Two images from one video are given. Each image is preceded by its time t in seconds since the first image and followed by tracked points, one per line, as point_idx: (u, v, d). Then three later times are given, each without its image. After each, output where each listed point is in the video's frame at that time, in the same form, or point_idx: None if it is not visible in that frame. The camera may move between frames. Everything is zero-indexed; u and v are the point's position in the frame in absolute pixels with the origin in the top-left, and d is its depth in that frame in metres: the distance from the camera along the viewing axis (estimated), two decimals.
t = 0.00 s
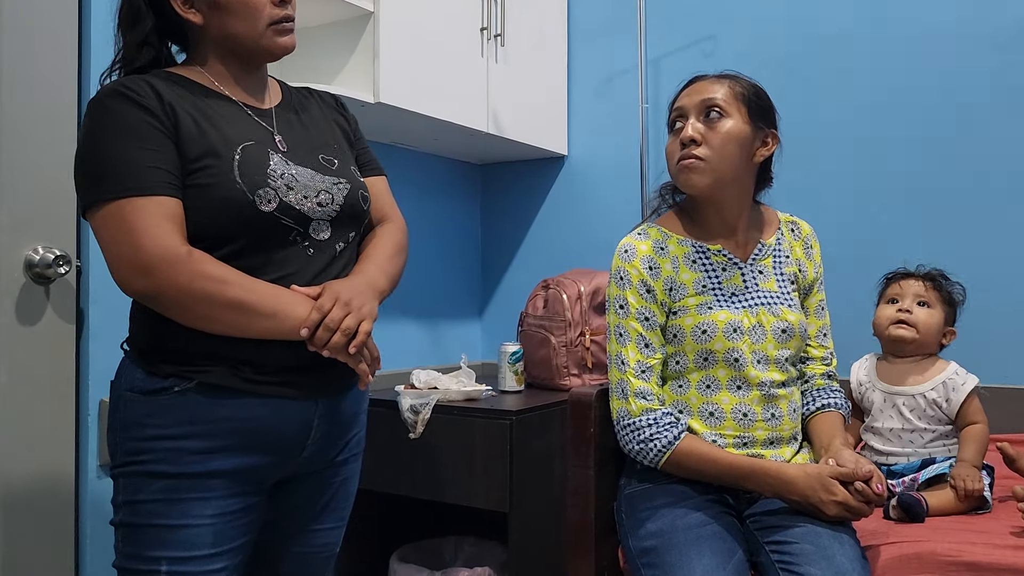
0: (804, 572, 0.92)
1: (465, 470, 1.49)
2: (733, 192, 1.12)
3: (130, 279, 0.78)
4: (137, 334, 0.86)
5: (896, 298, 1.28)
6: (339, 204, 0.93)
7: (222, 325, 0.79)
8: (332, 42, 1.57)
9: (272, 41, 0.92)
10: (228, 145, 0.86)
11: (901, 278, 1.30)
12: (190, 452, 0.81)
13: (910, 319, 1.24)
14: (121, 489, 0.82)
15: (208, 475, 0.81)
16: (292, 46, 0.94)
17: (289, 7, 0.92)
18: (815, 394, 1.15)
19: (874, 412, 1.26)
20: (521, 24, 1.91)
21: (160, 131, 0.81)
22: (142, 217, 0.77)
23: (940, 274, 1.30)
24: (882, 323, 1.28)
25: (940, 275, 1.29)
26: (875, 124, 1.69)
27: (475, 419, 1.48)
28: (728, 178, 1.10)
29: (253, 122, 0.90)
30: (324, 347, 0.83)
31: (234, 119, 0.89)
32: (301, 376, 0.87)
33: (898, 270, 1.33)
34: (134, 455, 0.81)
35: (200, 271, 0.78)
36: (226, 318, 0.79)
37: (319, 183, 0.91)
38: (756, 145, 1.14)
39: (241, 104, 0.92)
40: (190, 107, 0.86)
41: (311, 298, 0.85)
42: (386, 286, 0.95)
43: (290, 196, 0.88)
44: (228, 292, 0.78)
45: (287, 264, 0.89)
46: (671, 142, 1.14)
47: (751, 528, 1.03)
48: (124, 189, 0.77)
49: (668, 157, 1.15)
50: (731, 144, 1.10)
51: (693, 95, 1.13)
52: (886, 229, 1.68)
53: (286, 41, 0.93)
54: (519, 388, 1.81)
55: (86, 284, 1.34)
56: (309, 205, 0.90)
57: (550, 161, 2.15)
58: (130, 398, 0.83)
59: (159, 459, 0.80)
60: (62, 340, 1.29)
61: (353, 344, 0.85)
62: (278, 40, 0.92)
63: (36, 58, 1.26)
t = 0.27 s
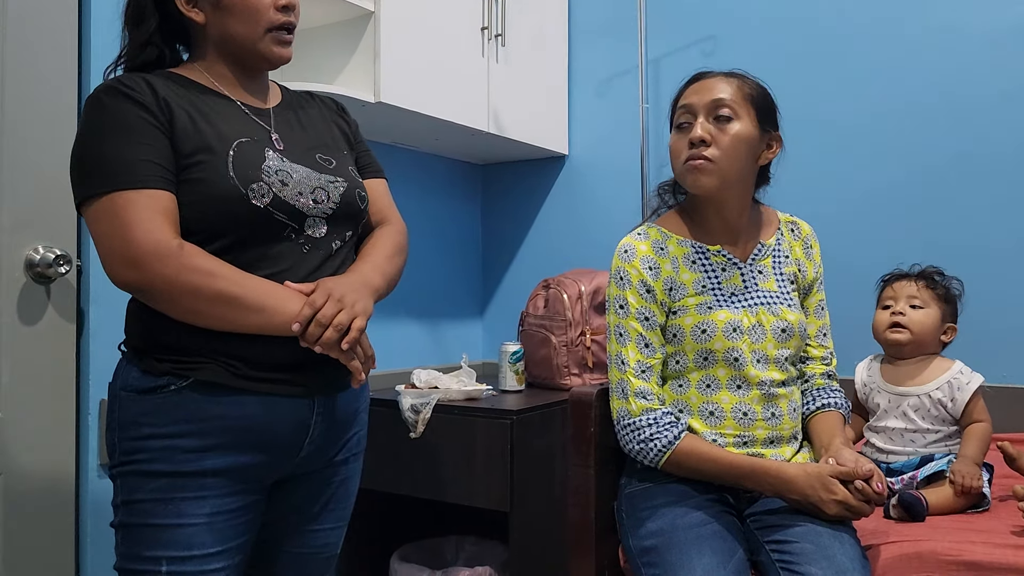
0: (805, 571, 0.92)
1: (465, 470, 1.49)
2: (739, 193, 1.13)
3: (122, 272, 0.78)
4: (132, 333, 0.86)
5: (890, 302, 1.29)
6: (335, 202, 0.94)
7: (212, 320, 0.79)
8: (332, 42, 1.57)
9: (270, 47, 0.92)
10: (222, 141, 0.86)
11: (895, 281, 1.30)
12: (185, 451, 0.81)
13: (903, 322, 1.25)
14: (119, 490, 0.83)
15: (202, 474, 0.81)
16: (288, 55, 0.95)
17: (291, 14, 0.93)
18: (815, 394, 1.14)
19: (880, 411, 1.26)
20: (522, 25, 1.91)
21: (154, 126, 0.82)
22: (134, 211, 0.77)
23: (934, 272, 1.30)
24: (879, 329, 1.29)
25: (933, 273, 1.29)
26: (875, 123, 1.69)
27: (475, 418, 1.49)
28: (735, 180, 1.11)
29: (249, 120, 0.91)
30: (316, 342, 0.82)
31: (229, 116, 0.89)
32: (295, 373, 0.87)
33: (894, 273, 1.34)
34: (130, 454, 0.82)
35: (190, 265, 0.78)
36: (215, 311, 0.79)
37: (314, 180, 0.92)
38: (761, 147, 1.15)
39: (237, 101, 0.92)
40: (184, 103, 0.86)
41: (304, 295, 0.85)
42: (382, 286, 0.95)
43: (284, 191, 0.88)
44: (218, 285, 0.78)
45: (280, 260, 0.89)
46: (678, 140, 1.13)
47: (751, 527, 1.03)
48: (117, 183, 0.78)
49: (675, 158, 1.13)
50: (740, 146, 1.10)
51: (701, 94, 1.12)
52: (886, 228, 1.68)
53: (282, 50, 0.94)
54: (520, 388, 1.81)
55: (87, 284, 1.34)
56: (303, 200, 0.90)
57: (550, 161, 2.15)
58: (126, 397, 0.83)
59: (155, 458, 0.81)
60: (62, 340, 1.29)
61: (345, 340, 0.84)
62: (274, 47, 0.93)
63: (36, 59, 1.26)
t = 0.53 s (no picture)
0: (805, 570, 0.92)
1: (465, 469, 1.49)
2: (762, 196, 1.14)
3: (131, 271, 0.79)
4: (136, 335, 0.87)
5: (892, 305, 1.28)
6: (338, 203, 0.95)
7: (221, 319, 0.81)
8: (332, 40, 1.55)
9: (271, 50, 0.92)
10: (228, 141, 0.88)
11: (898, 283, 1.29)
12: (191, 452, 0.83)
13: (904, 327, 1.25)
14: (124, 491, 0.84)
15: (210, 474, 0.83)
16: (290, 60, 0.95)
17: (295, 21, 0.93)
18: (815, 394, 1.14)
19: (882, 411, 1.27)
20: (522, 23, 1.90)
21: (161, 125, 0.83)
22: (144, 210, 0.79)
23: (937, 271, 1.28)
24: (880, 331, 1.29)
25: (936, 273, 1.27)
26: (874, 123, 1.69)
27: (475, 418, 1.48)
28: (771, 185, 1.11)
29: (252, 120, 0.92)
30: (326, 343, 0.85)
31: (233, 117, 0.91)
32: (301, 372, 0.89)
33: (902, 271, 1.32)
34: (135, 456, 0.83)
35: (201, 264, 0.80)
36: (227, 312, 0.81)
37: (319, 182, 0.93)
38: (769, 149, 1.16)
39: (240, 101, 0.93)
40: (190, 103, 0.87)
41: (312, 295, 0.87)
42: (384, 287, 0.97)
43: (292, 192, 0.90)
44: (229, 285, 0.81)
45: (286, 260, 0.91)
46: (732, 145, 1.07)
47: (751, 527, 1.03)
48: (125, 182, 0.79)
49: (727, 160, 1.07)
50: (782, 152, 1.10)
51: (751, 97, 1.07)
52: (886, 227, 1.68)
53: (286, 51, 0.94)
54: (520, 387, 1.81)
55: (87, 283, 1.34)
56: (309, 201, 0.92)
57: (550, 160, 2.14)
58: (130, 398, 0.84)
59: (159, 459, 0.82)
60: (62, 341, 1.29)
61: (354, 341, 0.87)
62: (275, 51, 0.93)
63: (35, 59, 1.26)
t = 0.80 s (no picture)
0: (804, 570, 0.92)
1: (465, 470, 1.49)
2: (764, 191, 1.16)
3: (141, 272, 0.80)
4: (142, 338, 0.89)
5: (892, 306, 1.28)
6: (340, 204, 0.96)
7: (231, 319, 0.82)
8: (329, 42, 1.54)
9: (269, 51, 0.93)
10: (234, 142, 0.88)
11: (896, 283, 1.28)
12: (200, 454, 0.85)
13: (902, 331, 1.24)
14: (131, 494, 0.86)
15: (220, 475, 0.86)
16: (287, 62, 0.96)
17: (292, 21, 0.94)
18: (814, 393, 1.14)
19: (881, 406, 1.28)
20: (522, 23, 1.89)
21: (168, 126, 0.84)
22: (153, 211, 0.79)
23: (936, 269, 1.26)
24: (880, 333, 1.29)
25: (934, 272, 1.25)
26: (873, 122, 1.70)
27: (475, 418, 1.49)
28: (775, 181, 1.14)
29: (254, 121, 0.92)
30: (335, 342, 0.87)
31: (236, 117, 0.91)
32: (307, 373, 0.93)
33: (902, 269, 1.30)
34: (143, 458, 0.85)
35: (211, 265, 0.80)
36: (239, 313, 0.82)
37: (321, 183, 0.94)
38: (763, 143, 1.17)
39: (240, 102, 0.93)
40: (195, 104, 0.88)
41: (320, 296, 0.89)
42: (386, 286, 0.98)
43: (297, 194, 0.91)
44: (239, 286, 0.82)
45: (291, 261, 0.91)
46: (755, 152, 1.06)
47: (750, 526, 1.03)
48: (133, 183, 0.80)
49: (753, 170, 1.06)
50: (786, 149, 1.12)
51: (765, 101, 1.06)
52: (886, 226, 1.68)
53: (279, 55, 0.94)
54: (519, 387, 1.81)
55: (87, 284, 1.34)
56: (312, 203, 0.92)
57: (549, 161, 2.14)
58: (136, 400, 0.86)
59: (167, 461, 0.84)
60: (62, 342, 1.30)
61: (361, 341, 0.89)
62: (272, 51, 0.93)
63: (34, 60, 1.26)
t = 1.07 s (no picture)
0: (803, 570, 0.92)
1: (465, 470, 1.49)
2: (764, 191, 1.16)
3: (141, 277, 0.80)
4: (143, 341, 0.89)
5: (892, 306, 1.27)
6: (339, 205, 0.96)
7: (234, 323, 0.83)
8: (328, 43, 1.54)
9: (266, 52, 0.93)
10: (232, 145, 0.88)
11: (894, 282, 1.27)
12: (201, 456, 0.85)
13: (905, 332, 1.25)
14: (131, 496, 0.86)
15: (221, 477, 0.86)
16: (284, 61, 0.96)
17: (288, 21, 0.94)
18: (813, 392, 1.14)
19: (881, 399, 1.28)
20: (520, 23, 1.89)
21: (167, 130, 0.84)
22: (152, 215, 0.79)
23: (934, 265, 1.25)
24: (882, 332, 1.29)
25: (932, 268, 1.24)
26: (872, 122, 1.70)
27: (474, 419, 1.49)
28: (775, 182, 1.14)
29: (252, 124, 0.92)
30: (335, 344, 0.88)
31: (234, 120, 0.91)
32: (308, 374, 0.93)
33: (900, 265, 1.29)
34: (144, 460, 0.85)
35: (211, 269, 0.81)
36: (241, 316, 0.83)
37: (320, 184, 0.94)
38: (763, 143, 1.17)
39: (237, 105, 0.93)
40: (193, 108, 0.88)
41: (320, 297, 0.89)
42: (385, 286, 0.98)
43: (296, 196, 0.91)
44: (240, 289, 0.82)
45: (292, 262, 0.91)
46: (756, 154, 1.06)
47: (750, 526, 1.03)
48: (132, 188, 0.80)
49: (753, 172, 1.06)
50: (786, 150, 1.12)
51: (766, 103, 1.06)
52: (885, 226, 1.68)
53: (277, 53, 0.95)
54: (519, 388, 1.81)
55: (86, 286, 1.34)
56: (311, 205, 0.92)
57: (548, 161, 2.14)
58: (137, 403, 0.86)
59: (167, 463, 0.84)
60: (62, 343, 1.30)
61: (361, 341, 0.90)
62: (269, 52, 0.93)
63: (33, 62, 1.26)
